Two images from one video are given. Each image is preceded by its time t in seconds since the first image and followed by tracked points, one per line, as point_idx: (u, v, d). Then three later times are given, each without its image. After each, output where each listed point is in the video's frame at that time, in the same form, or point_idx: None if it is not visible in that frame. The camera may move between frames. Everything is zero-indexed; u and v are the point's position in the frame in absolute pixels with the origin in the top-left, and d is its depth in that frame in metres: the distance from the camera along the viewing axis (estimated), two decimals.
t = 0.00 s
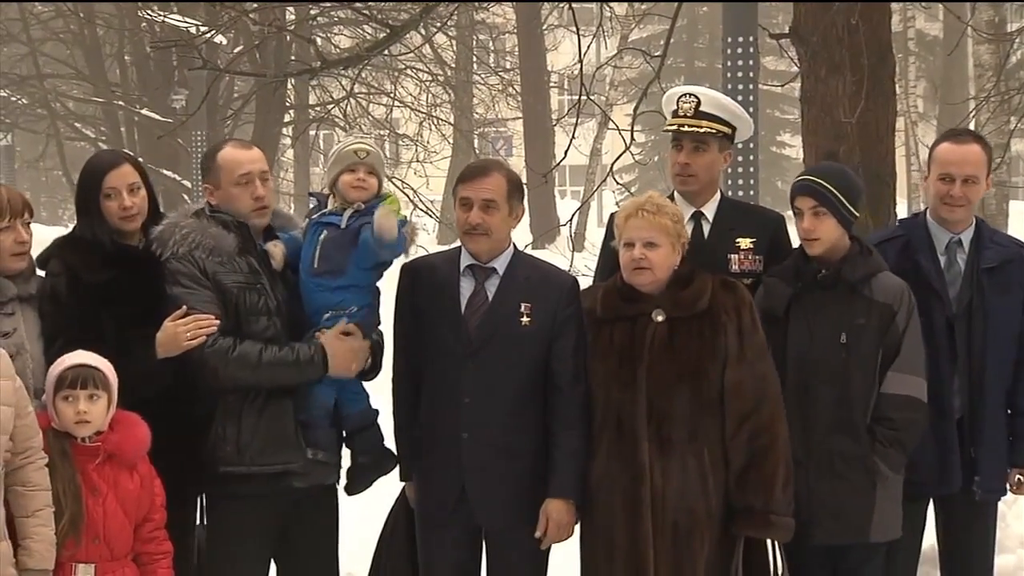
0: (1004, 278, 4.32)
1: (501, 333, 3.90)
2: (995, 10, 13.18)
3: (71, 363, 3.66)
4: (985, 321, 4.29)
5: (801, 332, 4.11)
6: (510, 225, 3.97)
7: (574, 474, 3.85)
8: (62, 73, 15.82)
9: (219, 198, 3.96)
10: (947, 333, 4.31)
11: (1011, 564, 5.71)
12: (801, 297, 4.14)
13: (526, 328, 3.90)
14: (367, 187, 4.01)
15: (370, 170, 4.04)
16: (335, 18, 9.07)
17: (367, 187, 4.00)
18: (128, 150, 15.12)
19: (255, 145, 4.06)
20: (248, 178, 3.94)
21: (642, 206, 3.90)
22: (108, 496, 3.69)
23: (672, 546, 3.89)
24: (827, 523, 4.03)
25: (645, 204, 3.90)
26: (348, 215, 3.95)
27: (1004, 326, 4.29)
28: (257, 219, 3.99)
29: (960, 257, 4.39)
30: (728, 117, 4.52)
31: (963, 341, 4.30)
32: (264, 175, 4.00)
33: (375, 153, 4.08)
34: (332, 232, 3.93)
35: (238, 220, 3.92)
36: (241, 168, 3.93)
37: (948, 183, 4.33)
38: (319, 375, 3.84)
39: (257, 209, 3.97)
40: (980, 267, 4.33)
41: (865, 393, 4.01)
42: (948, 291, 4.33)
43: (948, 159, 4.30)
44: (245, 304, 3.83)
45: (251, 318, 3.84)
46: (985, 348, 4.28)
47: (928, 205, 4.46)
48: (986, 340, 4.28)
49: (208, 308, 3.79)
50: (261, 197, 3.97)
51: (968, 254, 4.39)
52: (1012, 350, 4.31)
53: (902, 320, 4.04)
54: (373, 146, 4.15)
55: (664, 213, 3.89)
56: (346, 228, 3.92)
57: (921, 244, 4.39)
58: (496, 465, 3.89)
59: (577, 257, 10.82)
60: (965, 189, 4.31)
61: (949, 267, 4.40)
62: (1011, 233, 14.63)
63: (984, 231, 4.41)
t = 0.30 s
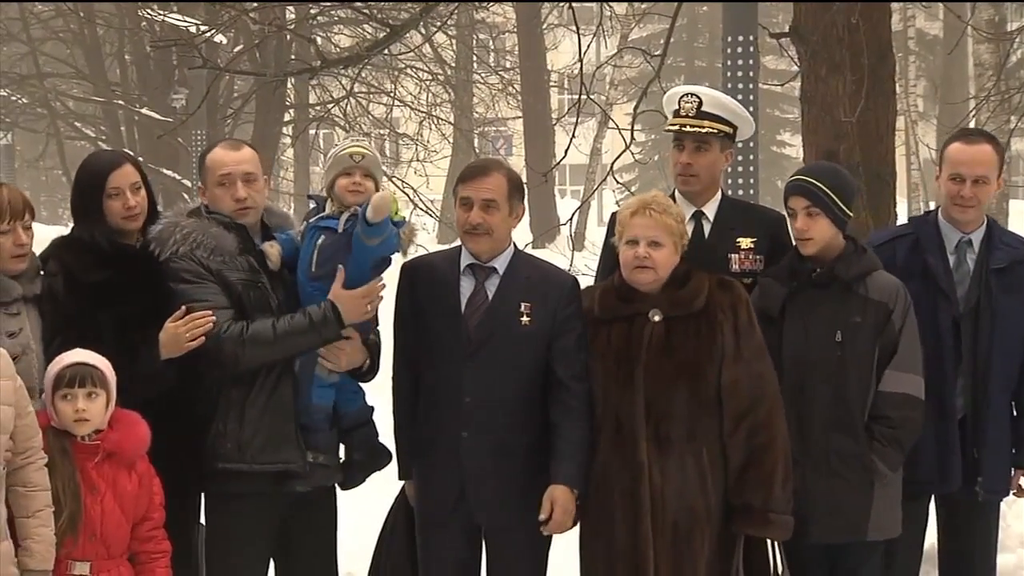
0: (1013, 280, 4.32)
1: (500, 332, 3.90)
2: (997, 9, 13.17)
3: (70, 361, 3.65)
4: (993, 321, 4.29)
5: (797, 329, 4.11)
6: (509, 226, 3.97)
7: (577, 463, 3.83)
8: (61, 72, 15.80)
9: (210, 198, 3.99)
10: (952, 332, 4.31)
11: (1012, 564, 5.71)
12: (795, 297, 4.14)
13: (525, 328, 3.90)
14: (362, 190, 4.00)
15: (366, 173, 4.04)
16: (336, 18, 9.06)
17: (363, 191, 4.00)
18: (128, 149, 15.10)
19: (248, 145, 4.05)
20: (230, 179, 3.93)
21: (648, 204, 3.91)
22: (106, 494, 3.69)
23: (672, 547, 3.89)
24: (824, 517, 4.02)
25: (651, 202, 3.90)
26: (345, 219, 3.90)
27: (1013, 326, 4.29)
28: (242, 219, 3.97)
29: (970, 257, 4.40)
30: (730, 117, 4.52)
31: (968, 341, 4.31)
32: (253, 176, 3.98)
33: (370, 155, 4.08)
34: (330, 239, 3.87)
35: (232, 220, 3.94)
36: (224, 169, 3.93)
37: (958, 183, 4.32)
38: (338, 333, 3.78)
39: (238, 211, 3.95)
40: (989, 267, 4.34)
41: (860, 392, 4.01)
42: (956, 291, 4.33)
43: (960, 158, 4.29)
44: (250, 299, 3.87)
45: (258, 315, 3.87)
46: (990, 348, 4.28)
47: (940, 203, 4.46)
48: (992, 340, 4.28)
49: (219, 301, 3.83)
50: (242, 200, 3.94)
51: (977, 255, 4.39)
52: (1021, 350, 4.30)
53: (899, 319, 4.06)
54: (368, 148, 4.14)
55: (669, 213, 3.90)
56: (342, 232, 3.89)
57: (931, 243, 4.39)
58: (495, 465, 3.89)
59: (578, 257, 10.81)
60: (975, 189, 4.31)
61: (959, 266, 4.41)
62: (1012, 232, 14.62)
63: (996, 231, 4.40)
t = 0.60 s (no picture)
0: (1015, 281, 4.33)
1: (499, 331, 3.90)
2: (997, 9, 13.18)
3: (47, 364, 3.65)
4: (994, 322, 4.29)
5: (796, 329, 4.11)
6: (510, 225, 3.97)
7: (577, 463, 3.83)
8: (62, 73, 15.78)
9: (210, 198, 3.99)
10: (953, 330, 4.31)
11: (1012, 564, 5.71)
12: (795, 296, 4.14)
13: (526, 328, 3.90)
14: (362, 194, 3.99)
15: (367, 176, 4.04)
16: (336, 17, 9.05)
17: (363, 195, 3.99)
18: (127, 148, 15.10)
19: (249, 145, 4.06)
20: (229, 181, 3.93)
21: (651, 204, 3.91)
22: (78, 495, 3.70)
23: (672, 548, 3.88)
24: (823, 517, 4.02)
25: (653, 202, 3.91)
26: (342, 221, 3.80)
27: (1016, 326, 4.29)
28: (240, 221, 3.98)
29: (971, 257, 4.41)
30: (732, 118, 4.52)
31: (969, 342, 4.31)
32: (254, 177, 3.98)
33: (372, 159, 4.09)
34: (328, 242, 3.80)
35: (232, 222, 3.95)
36: (222, 172, 3.94)
37: (975, 183, 4.32)
38: (332, 327, 3.80)
39: (237, 213, 3.96)
40: (990, 266, 4.34)
41: (858, 391, 4.03)
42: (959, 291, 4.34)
43: (973, 157, 4.29)
44: (250, 299, 3.86)
45: (257, 315, 3.85)
46: (991, 348, 4.28)
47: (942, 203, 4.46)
48: (993, 340, 4.29)
49: (216, 301, 3.81)
50: (241, 201, 3.95)
51: (979, 255, 4.39)
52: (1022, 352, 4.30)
53: (898, 318, 4.08)
54: (369, 149, 4.15)
55: (671, 213, 3.90)
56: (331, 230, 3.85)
57: (934, 241, 4.40)
58: (494, 464, 3.90)
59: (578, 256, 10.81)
60: (991, 186, 4.31)
61: (960, 266, 4.41)
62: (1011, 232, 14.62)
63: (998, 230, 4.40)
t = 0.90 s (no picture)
0: (995, 278, 4.34)
1: (494, 331, 3.90)
2: (996, 10, 13.16)
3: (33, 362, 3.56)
4: (977, 319, 4.30)
5: (793, 330, 4.11)
6: (506, 226, 3.98)
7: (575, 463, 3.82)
8: (60, 74, 15.75)
9: (207, 200, 4.01)
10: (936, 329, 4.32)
11: (1009, 565, 5.70)
12: (791, 296, 4.14)
13: (520, 328, 3.90)
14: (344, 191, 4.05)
15: (347, 174, 4.08)
16: (332, 18, 9.03)
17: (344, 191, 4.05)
18: (125, 150, 15.08)
19: (245, 146, 4.08)
20: (227, 182, 3.94)
21: (654, 205, 3.92)
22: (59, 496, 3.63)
23: (673, 549, 3.88)
24: (823, 517, 4.02)
25: (657, 204, 3.91)
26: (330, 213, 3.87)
27: (995, 327, 4.30)
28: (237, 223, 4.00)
29: (949, 257, 4.40)
30: (729, 120, 4.51)
31: (956, 343, 4.32)
32: (251, 180, 3.99)
33: (348, 154, 4.13)
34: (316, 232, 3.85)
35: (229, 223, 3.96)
36: (220, 174, 3.95)
37: (952, 183, 4.32)
38: (323, 319, 3.79)
39: (235, 215, 3.98)
40: (969, 266, 4.35)
41: (857, 391, 4.03)
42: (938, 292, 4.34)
43: (949, 156, 4.30)
44: (246, 301, 3.86)
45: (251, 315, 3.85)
46: (977, 343, 4.30)
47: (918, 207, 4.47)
48: (977, 339, 4.30)
49: (212, 301, 3.82)
50: (239, 203, 3.97)
51: (958, 255, 4.39)
52: (1007, 351, 4.31)
53: (895, 318, 4.08)
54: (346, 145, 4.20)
55: (675, 214, 3.91)
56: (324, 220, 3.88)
57: (911, 242, 4.40)
58: (492, 465, 3.90)
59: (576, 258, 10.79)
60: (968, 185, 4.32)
61: (939, 267, 4.41)
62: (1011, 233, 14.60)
63: (973, 230, 4.41)
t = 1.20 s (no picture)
0: (961, 276, 4.36)
1: (476, 331, 3.84)
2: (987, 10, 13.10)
3: None
4: (948, 318, 4.30)
5: (783, 331, 4.06)
6: (488, 227, 3.92)
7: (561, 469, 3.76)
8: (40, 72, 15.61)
9: (185, 202, 3.94)
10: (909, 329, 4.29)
11: (999, 569, 5.65)
12: (779, 298, 4.09)
13: (503, 330, 3.85)
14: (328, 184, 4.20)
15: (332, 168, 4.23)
16: (316, 16, 8.92)
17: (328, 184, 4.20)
18: (107, 150, 14.94)
19: (223, 149, 4.03)
20: (208, 184, 3.89)
21: (650, 206, 3.89)
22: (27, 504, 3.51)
23: (676, 551, 3.86)
24: (817, 520, 3.98)
25: (653, 205, 3.88)
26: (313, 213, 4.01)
27: (967, 324, 4.32)
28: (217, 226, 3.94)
29: (917, 258, 4.40)
30: (719, 121, 4.46)
31: (928, 343, 4.29)
32: (230, 182, 3.95)
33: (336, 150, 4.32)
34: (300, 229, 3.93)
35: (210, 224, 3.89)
36: (201, 175, 3.89)
37: (938, 182, 4.36)
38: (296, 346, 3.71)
39: (216, 216, 3.91)
40: (937, 265, 4.35)
41: (848, 394, 3.98)
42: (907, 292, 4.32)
43: (931, 159, 4.36)
44: (222, 306, 3.80)
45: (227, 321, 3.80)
46: (950, 341, 4.29)
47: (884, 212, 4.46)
48: (949, 337, 4.29)
49: (185, 308, 3.73)
50: (221, 205, 3.91)
51: (924, 255, 4.40)
52: (977, 348, 4.34)
53: (885, 319, 4.02)
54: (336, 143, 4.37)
55: (671, 216, 3.89)
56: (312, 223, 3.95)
57: (876, 245, 4.39)
58: (482, 470, 3.85)
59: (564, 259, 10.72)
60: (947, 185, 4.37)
61: (908, 268, 4.40)
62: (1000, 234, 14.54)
63: (938, 230, 4.42)
